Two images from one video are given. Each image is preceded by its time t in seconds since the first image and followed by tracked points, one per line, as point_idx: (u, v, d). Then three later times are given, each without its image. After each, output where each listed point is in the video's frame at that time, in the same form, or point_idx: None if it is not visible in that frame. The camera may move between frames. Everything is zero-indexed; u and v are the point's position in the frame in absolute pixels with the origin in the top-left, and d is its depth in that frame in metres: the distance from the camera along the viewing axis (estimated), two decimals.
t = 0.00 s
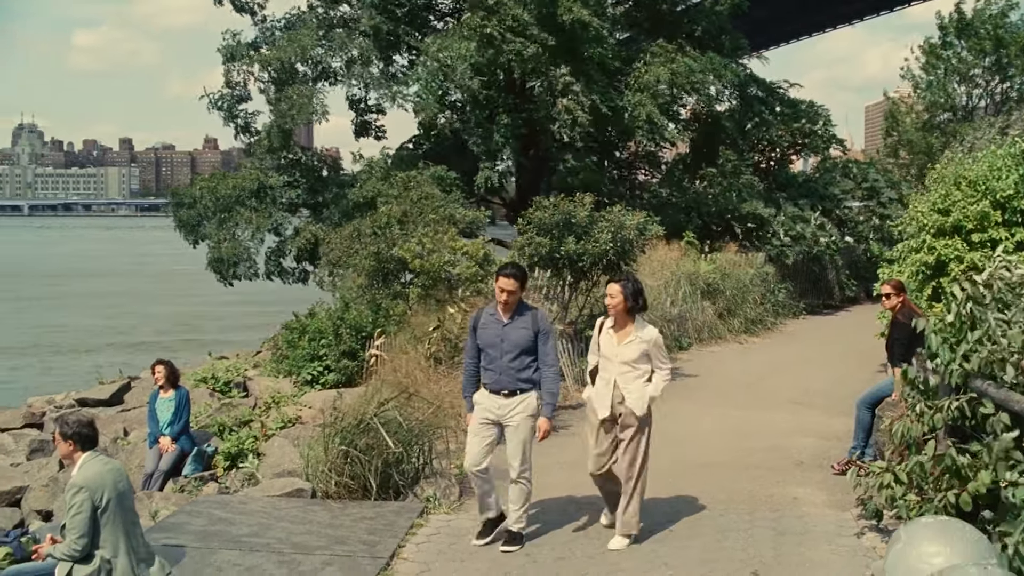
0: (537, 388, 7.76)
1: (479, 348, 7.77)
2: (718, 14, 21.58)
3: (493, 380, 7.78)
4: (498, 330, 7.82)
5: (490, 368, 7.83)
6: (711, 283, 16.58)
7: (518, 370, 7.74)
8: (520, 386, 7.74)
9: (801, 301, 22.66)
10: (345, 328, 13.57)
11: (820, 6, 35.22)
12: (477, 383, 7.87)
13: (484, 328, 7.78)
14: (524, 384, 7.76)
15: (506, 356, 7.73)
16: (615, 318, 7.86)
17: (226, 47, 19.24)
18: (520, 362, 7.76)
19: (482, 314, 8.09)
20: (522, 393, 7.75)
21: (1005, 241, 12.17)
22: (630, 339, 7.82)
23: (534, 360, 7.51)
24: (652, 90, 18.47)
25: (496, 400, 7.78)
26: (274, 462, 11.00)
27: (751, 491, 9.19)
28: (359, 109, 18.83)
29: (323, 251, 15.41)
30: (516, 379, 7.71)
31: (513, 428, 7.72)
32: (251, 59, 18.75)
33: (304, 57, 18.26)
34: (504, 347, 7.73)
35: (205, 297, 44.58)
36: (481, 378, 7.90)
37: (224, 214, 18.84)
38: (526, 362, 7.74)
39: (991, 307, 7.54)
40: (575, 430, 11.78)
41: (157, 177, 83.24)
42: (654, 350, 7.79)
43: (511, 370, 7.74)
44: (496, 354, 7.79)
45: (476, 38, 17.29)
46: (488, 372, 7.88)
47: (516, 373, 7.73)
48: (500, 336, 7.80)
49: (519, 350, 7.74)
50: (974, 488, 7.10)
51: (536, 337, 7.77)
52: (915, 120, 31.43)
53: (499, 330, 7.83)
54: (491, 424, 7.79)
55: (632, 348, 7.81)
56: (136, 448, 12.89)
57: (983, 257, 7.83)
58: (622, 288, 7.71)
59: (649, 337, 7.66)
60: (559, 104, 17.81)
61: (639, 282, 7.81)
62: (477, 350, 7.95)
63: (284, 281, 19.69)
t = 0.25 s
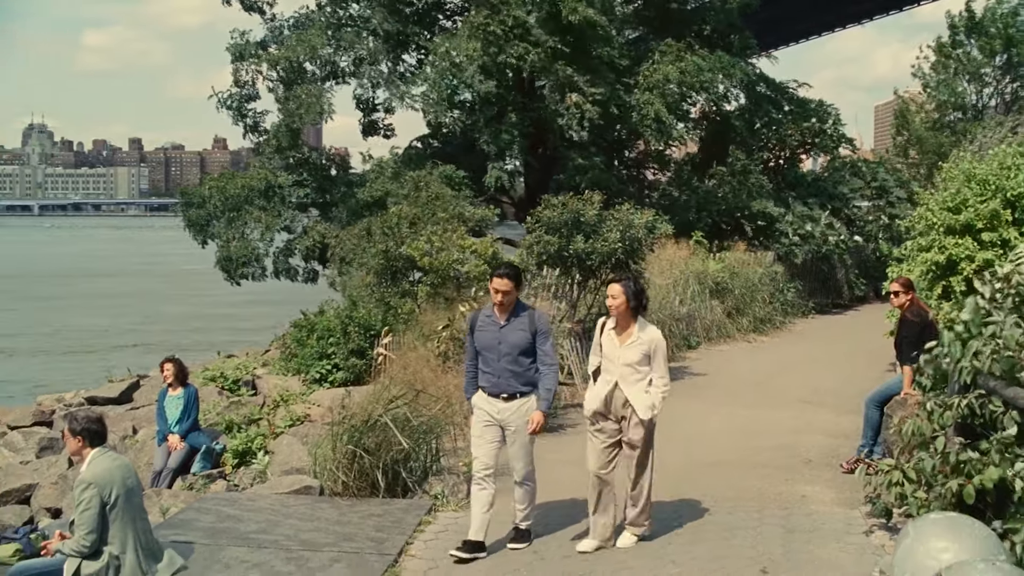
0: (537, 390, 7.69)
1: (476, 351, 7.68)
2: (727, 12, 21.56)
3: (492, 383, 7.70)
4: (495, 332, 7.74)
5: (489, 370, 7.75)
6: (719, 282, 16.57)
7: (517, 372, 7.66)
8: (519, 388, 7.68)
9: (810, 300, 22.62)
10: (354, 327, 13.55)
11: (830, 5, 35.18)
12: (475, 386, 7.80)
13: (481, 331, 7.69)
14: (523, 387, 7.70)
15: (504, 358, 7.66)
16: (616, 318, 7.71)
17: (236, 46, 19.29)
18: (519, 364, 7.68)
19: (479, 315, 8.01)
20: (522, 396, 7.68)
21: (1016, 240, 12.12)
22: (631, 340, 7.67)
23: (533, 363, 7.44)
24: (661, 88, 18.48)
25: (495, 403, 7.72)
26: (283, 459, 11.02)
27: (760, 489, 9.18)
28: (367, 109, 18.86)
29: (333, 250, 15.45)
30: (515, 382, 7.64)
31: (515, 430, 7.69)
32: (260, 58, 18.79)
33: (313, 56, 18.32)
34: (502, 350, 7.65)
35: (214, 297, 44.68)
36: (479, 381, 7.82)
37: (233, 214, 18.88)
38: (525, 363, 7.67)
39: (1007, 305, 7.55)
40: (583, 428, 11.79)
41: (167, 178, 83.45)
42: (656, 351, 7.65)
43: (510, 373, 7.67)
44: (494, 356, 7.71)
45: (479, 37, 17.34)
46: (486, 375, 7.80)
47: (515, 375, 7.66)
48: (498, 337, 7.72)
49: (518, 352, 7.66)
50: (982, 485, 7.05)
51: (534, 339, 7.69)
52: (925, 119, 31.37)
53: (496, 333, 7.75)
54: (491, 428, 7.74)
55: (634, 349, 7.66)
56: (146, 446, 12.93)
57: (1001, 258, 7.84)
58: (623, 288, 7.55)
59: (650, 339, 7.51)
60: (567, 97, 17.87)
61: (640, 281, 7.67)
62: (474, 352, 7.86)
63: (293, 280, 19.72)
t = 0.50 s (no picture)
0: (535, 388, 7.53)
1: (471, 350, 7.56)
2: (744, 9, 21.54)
3: (488, 382, 7.56)
4: (490, 331, 7.62)
5: (485, 369, 7.62)
6: (736, 280, 16.55)
7: (513, 370, 7.52)
8: (516, 387, 7.53)
9: (826, 299, 22.54)
10: (369, 325, 13.51)
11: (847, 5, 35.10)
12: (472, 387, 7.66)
13: (476, 329, 7.58)
14: (520, 385, 7.54)
15: (500, 356, 7.53)
16: (615, 322, 7.47)
17: (253, 45, 19.36)
18: (515, 362, 7.54)
19: (475, 314, 7.90)
20: (519, 394, 7.53)
21: None
22: (630, 344, 7.43)
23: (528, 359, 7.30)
24: (678, 86, 18.60)
25: (492, 403, 7.57)
26: (299, 455, 11.05)
27: (776, 487, 9.14)
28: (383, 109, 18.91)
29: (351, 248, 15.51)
30: (512, 380, 7.50)
31: (512, 431, 7.50)
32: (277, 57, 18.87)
33: (330, 54, 18.40)
34: (497, 348, 7.52)
35: (231, 297, 44.86)
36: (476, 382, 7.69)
37: (250, 213, 18.95)
38: (521, 361, 7.52)
39: None
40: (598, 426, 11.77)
41: (185, 179, 83.79)
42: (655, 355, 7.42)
43: (506, 371, 7.53)
44: (489, 354, 7.59)
45: (494, 35, 17.40)
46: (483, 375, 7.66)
47: (511, 373, 7.52)
48: (493, 336, 7.59)
49: (513, 350, 7.53)
50: (999, 482, 6.98)
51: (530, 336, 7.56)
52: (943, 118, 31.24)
53: (492, 331, 7.63)
54: (489, 428, 7.58)
55: (633, 352, 7.42)
56: (162, 443, 12.98)
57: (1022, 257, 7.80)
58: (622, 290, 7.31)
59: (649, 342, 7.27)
60: (586, 94, 17.94)
61: (638, 283, 7.43)
62: (471, 352, 7.74)
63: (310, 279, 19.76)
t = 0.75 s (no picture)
0: (539, 388, 7.34)
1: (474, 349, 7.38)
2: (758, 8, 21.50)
3: (491, 382, 7.37)
4: (494, 329, 7.43)
5: (488, 369, 7.43)
6: (749, 279, 16.53)
7: (517, 370, 7.33)
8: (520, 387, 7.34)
9: (840, 298, 22.49)
10: (383, 323, 13.66)
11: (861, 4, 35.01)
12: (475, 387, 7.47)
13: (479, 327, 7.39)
14: (523, 385, 7.35)
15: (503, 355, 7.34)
16: (617, 317, 7.16)
17: (267, 44, 19.42)
18: (519, 362, 7.36)
19: (478, 313, 7.71)
20: (523, 395, 7.33)
21: None
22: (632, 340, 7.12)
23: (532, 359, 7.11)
24: (693, 85, 18.64)
25: (495, 403, 7.37)
26: (312, 453, 11.08)
27: (788, 485, 9.12)
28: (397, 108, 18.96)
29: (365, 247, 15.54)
30: (515, 380, 7.30)
31: (514, 432, 7.31)
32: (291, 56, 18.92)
33: (342, 53, 18.47)
34: (501, 347, 7.34)
35: (244, 295, 45.00)
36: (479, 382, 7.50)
37: (264, 212, 19.01)
38: (526, 361, 7.34)
39: None
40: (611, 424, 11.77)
41: (198, 179, 84.06)
42: (658, 351, 7.09)
43: (510, 371, 7.34)
44: (492, 354, 7.40)
45: (507, 35, 17.38)
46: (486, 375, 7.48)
47: (515, 373, 7.32)
48: (497, 335, 7.40)
49: (518, 349, 7.34)
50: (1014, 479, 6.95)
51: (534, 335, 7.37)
52: (958, 116, 31.13)
53: (495, 329, 7.45)
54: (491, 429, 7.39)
55: (635, 349, 7.11)
56: (175, 440, 13.04)
57: None
58: (624, 284, 7.02)
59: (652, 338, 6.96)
60: (604, 95, 17.90)
61: (640, 276, 7.12)
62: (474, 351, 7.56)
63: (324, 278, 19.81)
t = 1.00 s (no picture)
0: (549, 397, 7.03)
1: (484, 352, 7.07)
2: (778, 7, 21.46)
3: (499, 388, 7.06)
4: (506, 333, 7.13)
5: (497, 374, 7.12)
6: (768, 277, 16.48)
7: (528, 377, 7.03)
8: (529, 394, 7.02)
9: (860, 297, 22.40)
10: (402, 321, 13.74)
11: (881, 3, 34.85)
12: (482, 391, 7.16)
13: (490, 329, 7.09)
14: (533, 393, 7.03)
15: (514, 359, 7.03)
16: (626, 319, 6.92)
17: (287, 44, 19.52)
18: (530, 368, 7.05)
19: (490, 315, 7.41)
20: (531, 403, 7.01)
21: None
22: (641, 342, 6.87)
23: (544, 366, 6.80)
24: (712, 84, 18.69)
25: (503, 410, 7.06)
26: (330, 449, 11.11)
27: (807, 482, 9.08)
28: (416, 107, 18.98)
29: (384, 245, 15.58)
30: (525, 386, 6.99)
31: (521, 438, 7.02)
32: (311, 55, 18.99)
33: (360, 51, 18.56)
34: (513, 351, 7.03)
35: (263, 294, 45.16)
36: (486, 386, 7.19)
37: (283, 211, 19.10)
38: (537, 367, 7.03)
39: None
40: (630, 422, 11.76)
41: (218, 180, 84.36)
42: (667, 355, 6.84)
43: (520, 377, 7.03)
44: (502, 359, 7.10)
45: (529, 35, 17.36)
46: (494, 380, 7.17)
47: (526, 381, 7.02)
48: (508, 338, 7.09)
49: (530, 355, 7.04)
50: None
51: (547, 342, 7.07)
52: (979, 114, 30.94)
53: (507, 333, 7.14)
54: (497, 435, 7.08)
55: (643, 352, 6.85)
56: (195, 437, 13.10)
57: None
58: (634, 283, 6.79)
59: (660, 341, 6.71)
60: (624, 96, 17.71)
61: (651, 275, 6.87)
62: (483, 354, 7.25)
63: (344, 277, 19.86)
